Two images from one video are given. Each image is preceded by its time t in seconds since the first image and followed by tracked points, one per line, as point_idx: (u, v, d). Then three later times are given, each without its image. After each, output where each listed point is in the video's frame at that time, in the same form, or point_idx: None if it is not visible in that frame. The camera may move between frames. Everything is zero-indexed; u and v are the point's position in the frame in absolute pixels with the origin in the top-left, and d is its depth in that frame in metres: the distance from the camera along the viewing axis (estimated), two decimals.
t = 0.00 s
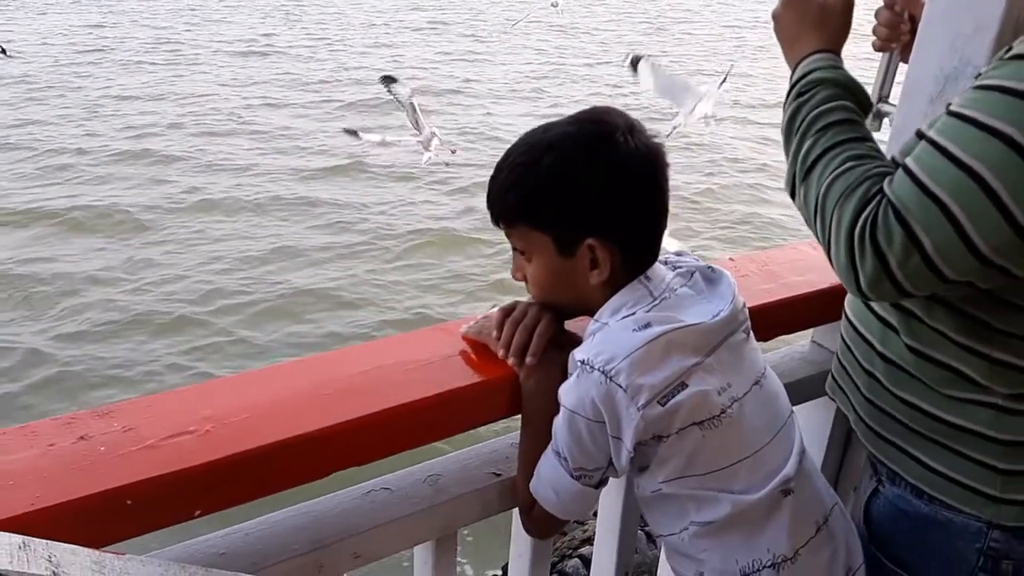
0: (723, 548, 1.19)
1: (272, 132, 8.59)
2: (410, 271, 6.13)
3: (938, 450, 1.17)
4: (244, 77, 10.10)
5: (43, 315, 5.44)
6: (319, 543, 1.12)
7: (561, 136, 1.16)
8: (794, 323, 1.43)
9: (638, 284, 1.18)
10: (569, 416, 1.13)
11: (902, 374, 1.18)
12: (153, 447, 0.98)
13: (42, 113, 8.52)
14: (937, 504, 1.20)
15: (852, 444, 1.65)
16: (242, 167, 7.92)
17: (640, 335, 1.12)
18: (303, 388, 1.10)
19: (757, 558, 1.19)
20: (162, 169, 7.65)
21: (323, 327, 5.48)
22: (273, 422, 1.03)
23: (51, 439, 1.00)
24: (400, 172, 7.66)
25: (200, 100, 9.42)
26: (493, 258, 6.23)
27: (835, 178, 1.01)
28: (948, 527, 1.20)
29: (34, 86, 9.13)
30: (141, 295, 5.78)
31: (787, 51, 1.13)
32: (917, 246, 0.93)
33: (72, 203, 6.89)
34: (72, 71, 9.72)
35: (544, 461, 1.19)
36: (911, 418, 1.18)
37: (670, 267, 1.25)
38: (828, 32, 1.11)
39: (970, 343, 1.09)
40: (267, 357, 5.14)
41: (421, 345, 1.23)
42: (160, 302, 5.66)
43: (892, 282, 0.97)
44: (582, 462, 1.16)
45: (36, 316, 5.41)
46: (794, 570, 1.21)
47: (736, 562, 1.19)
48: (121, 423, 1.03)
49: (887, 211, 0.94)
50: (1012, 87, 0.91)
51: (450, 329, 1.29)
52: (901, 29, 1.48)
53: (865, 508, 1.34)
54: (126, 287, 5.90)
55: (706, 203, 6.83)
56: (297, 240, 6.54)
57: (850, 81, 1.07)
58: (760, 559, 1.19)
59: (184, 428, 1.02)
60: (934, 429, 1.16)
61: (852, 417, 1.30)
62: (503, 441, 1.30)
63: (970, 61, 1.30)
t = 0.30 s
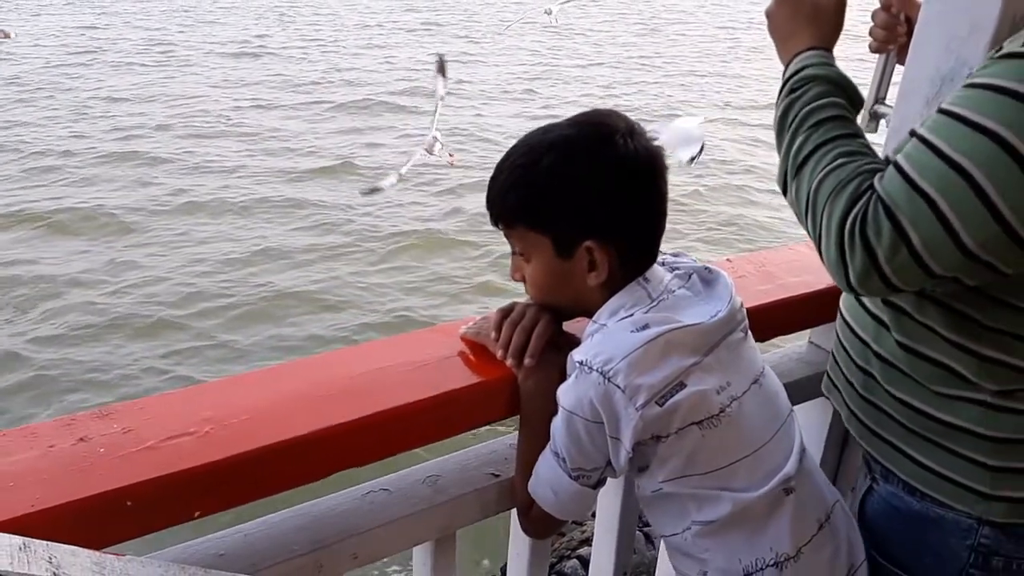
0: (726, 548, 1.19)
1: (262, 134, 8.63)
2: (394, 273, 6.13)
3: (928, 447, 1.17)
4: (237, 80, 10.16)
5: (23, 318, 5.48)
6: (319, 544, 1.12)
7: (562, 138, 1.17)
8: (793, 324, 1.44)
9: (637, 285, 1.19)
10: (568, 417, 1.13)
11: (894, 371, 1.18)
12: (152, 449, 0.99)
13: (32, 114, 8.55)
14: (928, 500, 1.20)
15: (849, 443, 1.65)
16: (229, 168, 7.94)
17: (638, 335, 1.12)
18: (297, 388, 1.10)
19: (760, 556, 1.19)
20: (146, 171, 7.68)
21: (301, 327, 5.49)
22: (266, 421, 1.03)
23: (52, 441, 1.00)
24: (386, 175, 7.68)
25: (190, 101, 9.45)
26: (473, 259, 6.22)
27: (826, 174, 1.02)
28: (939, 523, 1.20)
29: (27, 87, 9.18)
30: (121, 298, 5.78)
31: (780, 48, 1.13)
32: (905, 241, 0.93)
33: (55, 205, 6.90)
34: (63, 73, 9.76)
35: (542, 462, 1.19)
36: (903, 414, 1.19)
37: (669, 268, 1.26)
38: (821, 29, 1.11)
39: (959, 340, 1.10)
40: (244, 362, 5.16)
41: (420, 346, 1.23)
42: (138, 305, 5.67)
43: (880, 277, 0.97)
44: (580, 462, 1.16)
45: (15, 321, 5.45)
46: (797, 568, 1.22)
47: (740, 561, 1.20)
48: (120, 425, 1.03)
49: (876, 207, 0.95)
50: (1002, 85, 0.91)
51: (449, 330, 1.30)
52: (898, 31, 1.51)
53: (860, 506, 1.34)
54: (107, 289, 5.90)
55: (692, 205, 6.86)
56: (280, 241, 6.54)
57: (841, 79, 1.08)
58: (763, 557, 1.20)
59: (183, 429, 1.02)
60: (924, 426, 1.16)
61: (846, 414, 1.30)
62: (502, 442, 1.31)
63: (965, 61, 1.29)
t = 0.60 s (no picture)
0: (730, 550, 1.19)
1: (247, 137, 8.67)
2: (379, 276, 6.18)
3: (917, 444, 1.18)
4: (229, 82, 10.19)
5: None
6: (317, 546, 1.12)
7: (560, 141, 1.17)
8: (789, 326, 1.44)
9: (634, 288, 1.19)
10: (566, 421, 1.14)
11: (884, 369, 1.19)
12: (151, 451, 0.99)
13: (19, 117, 8.59)
14: (920, 498, 1.21)
15: (846, 444, 1.62)
16: (214, 169, 7.93)
17: (636, 338, 1.13)
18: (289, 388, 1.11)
19: (766, 557, 1.20)
20: (128, 173, 7.68)
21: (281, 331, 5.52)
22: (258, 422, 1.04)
23: (51, 445, 1.00)
24: (373, 177, 7.72)
25: (178, 102, 9.46)
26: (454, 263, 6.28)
27: (815, 172, 1.02)
28: (932, 520, 1.21)
29: (15, 91, 9.23)
30: (97, 301, 5.77)
31: (770, 47, 1.13)
32: (893, 239, 0.94)
33: (36, 209, 6.89)
34: (51, 77, 9.80)
35: (539, 464, 1.19)
36: (894, 411, 1.19)
37: (666, 272, 1.26)
38: (812, 27, 1.11)
39: (946, 337, 1.10)
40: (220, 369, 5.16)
41: (417, 349, 1.24)
42: (116, 310, 5.66)
43: (869, 273, 0.98)
44: (578, 464, 1.16)
45: None
46: (803, 568, 1.22)
47: (747, 562, 1.20)
48: (118, 428, 1.03)
49: (865, 204, 0.96)
50: (990, 84, 0.91)
51: (448, 333, 1.30)
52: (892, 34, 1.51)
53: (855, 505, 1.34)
54: (84, 293, 5.88)
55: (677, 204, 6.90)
56: (262, 243, 6.54)
57: (832, 76, 1.08)
58: (770, 558, 1.20)
59: (182, 432, 1.02)
60: (914, 424, 1.17)
61: (838, 413, 1.31)
62: (500, 444, 1.31)
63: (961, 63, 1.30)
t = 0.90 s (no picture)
0: (736, 553, 1.20)
1: (231, 140, 8.70)
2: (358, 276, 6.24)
3: (905, 440, 1.18)
4: (216, 83, 10.17)
5: None
6: (313, 546, 1.12)
7: (559, 144, 1.17)
8: (783, 327, 1.45)
9: (634, 291, 1.19)
10: (564, 423, 1.14)
11: (873, 365, 1.19)
12: (147, 453, 0.99)
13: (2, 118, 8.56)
14: (909, 494, 1.21)
15: (840, 446, 1.63)
16: (194, 171, 7.92)
17: (635, 341, 1.13)
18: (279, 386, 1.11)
19: (773, 559, 1.21)
20: (106, 175, 7.67)
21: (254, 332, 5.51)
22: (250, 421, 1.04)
23: (46, 446, 1.00)
24: (357, 178, 7.78)
25: (163, 104, 9.45)
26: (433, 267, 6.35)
27: (804, 167, 1.03)
28: (921, 515, 1.21)
29: None
30: (71, 303, 5.76)
31: (761, 45, 1.14)
32: (880, 234, 0.95)
33: (14, 212, 6.87)
34: (35, 77, 9.78)
35: (537, 465, 1.20)
36: (881, 407, 1.20)
37: (663, 274, 1.26)
38: (802, 27, 1.11)
39: (934, 333, 1.11)
40: (191, 374, 5.15)
41: (413, 349, 1.24)
42: (89, 312, 5.65)
43: (856, 268, 0.99)
44: (576, 466, 1.17)
45: None
46: (807, 569, 1.22)
47: (751, 564, 1.20)
48: (113, 429, 1.03)
49: (853, 200, 0.97)
50: (977, 83, 0.91)
51: (444, 334, 1.31)
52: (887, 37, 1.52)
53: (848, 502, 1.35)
54: (59, 295, 5.85)
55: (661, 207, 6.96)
56: (241, 246, 6.54)
57: (821, 74, 1.08)
58: (775, 560, 1.20)
59: (179, 433, 1.02)
60: (902, 419, 1.17)
61: (828, 409, 1.31)
62: (497, 445, 1.31)
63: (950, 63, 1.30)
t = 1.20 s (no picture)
0: (739, 557, 1.19)
1: (215, 139, 8.77)
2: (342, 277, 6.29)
3: (896, 437, 1.19)
4: (206, 83, 10.22)
5: None
6: (308, 546, 1.12)
7: (560, 144, 1.17)
8: (778, 327, 1.45)
9: (633, 295, 1.19)
10: (564, 425, 1.14)
11: (865, 362, 1.20)
12: (143, 452, 0.99)
13: None
14: (901, 491, 1.22)
15: (835, 446, 1.63)
16: (178, 171, 7.98)
17: (635, 344, 1.13)
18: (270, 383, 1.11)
19: (776, 563, 1.21)
20: (90, 173, 7.70)
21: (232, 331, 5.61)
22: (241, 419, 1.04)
23: (42, 446, 1.00)
24: (344, 177, 7.94)
25: (150, 104, 9.50)
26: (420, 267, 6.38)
27: (796, 165, 1.03)
28: (914, 512, 1.22)
29: None
30: (46, 303, 5.82)
31: (753, 43, 1.14)
32: (870, 231, 0.95)
33: None
34: (23, 76, 9.82)
35: (535, 465, 1.20)
36: (871, 403, 1.20)
37: (661, 277, 1.26)
38: (795, 26, 1.12)
39: (925, 331, 1.12)
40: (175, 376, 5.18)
41: (409, 349, 1.24)
42: (64, 312, 5.71)
43: (846, 264, 0.99)
44: (574, 467, 1.17)
45: None
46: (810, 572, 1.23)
47: (755, 568, 1.20)
48: (109, 428, 1.03)
49: (843, 198, 0.97)
50: (966, 83, 0.92)
51: (440, 333, 1.31)
52: (883, 37, 1.52)
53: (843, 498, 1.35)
54: (36, 295, 5.91)
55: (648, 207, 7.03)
56: (224, 245, 6.61)
57: (814, 72, 1.09)
58: (777, 564, 1.20)
59: (175, 432, 1.02)
60: (893, 416, 1.18)
61: (820, 406, 1.32)
62: (493, 444, 1.31)
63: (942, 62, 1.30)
